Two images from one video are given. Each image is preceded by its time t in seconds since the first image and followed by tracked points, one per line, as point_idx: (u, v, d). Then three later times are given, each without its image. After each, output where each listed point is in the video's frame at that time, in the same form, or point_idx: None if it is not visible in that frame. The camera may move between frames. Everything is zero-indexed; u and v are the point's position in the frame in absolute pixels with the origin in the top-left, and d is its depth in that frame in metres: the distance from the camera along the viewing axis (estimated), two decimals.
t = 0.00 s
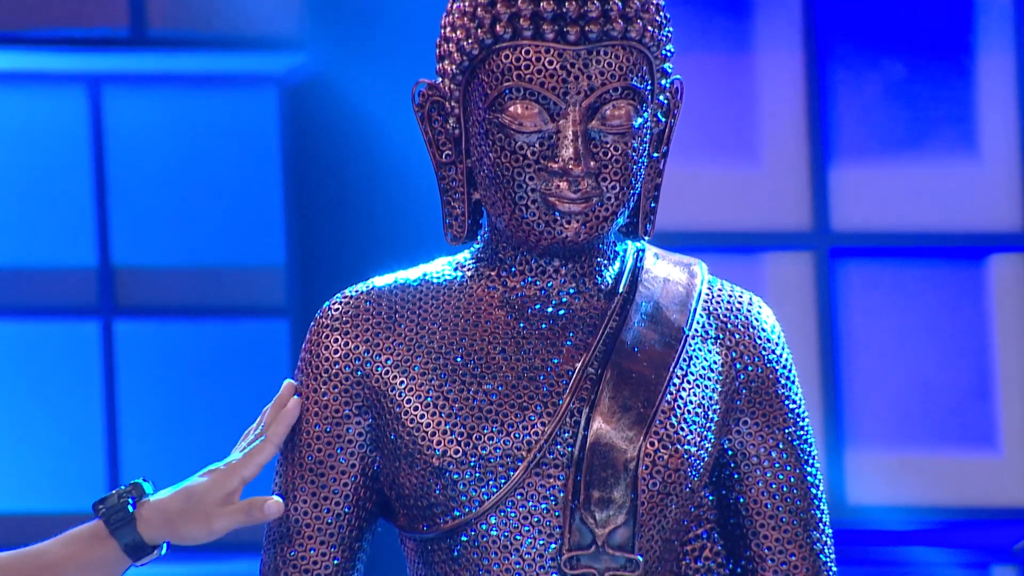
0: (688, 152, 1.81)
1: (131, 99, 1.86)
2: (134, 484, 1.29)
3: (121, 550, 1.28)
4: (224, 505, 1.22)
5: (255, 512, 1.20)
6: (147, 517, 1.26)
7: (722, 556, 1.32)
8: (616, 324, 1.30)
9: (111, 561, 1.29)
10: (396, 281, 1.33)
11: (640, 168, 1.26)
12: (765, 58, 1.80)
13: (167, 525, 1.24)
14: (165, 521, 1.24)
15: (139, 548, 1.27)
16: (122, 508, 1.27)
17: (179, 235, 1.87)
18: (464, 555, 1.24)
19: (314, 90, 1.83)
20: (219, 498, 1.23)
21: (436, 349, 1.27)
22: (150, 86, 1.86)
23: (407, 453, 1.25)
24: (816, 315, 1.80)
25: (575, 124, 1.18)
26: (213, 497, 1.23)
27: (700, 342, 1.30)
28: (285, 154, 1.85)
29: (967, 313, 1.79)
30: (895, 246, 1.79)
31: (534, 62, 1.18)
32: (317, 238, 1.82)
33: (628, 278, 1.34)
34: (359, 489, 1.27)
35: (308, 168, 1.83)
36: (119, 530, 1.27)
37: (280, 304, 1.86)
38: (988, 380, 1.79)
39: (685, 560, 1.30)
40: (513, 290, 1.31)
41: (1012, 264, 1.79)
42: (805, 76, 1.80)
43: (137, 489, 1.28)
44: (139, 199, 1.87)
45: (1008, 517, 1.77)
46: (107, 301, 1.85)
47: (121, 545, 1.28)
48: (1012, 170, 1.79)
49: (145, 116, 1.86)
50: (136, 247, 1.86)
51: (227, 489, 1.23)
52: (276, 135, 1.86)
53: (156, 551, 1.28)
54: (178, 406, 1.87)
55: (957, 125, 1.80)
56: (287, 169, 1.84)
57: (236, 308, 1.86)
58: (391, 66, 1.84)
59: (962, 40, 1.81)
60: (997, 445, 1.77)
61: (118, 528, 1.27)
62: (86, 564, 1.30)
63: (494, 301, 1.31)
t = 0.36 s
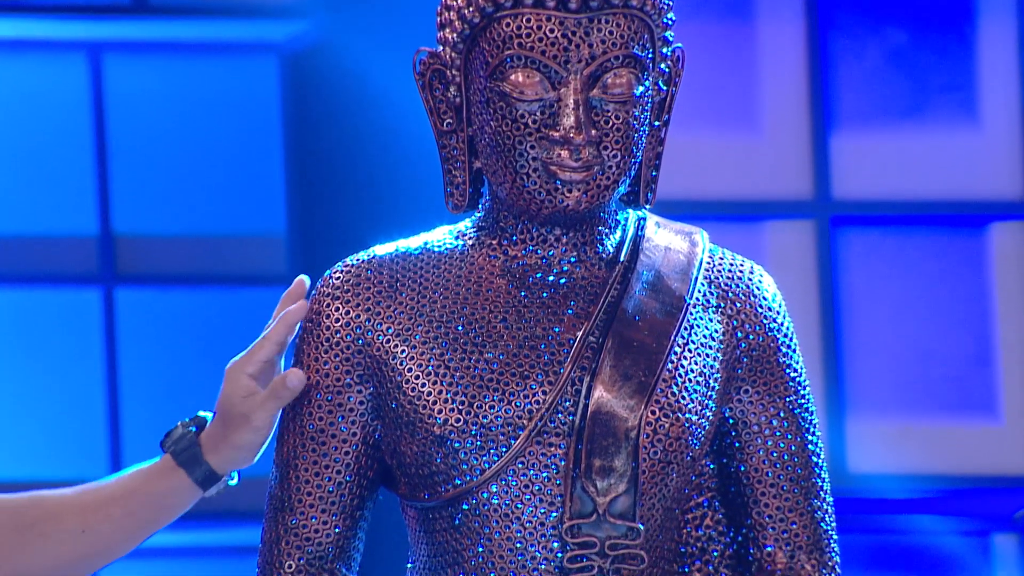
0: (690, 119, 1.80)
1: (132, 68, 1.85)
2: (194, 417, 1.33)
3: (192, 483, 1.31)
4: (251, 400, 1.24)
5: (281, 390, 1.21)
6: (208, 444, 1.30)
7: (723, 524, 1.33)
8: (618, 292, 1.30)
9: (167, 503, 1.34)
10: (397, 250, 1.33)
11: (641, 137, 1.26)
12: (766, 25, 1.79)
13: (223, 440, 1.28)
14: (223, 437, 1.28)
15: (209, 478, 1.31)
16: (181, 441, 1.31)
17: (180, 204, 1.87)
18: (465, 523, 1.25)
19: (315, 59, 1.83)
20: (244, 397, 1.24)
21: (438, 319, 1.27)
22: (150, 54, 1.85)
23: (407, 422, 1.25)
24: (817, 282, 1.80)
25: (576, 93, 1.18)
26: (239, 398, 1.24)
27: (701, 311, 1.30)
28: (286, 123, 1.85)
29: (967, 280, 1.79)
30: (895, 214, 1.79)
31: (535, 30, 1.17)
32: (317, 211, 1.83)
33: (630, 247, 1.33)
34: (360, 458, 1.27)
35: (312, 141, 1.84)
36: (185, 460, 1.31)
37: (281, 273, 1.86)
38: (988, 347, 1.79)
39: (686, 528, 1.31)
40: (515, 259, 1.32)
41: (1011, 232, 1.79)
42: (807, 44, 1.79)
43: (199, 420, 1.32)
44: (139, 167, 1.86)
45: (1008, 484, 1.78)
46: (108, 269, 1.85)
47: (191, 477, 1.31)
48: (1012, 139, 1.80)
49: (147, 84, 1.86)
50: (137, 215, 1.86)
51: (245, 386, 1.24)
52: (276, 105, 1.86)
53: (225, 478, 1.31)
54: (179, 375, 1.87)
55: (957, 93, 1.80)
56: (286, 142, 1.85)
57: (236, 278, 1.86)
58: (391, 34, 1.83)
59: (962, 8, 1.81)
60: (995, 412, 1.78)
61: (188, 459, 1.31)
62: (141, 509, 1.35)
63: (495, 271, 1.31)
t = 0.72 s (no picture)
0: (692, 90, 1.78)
1: (132, 39, 1.85)
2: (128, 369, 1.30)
3: (129, 436, 1.29)
4: (195, 359, 1.22)
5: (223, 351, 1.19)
6: (142, 399, 1.28)
7: (723, 496, 1.33)
8: (617, 264, 1.30)
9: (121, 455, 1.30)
10: (397, 222, 1.33)
11: (642, 109, 1.25)
12: None
13: (162, 394, 1.26)
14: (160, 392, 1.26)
15: (145, 431, 1.29)
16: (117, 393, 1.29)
17: (179, 175, 1.86)
18: (465, 494, 1.25)
19: (313, 30, 1.82)
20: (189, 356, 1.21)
21: (438, 290, 1.27)
22: (151, 25, 1.84)
23: (408, 394, 1.25)
24: (818, 254, 1.78)
25: (575, 64, 1.17)
26: (184, 356, 1.22)
27: (701, 283, 1.30)
28: (285, 95, 1.85)
29: (969, 252, 1.78)
30: (897, 186, 1.78)
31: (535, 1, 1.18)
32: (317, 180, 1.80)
33: (631, 218, 1.33)
34: (360, 429, 1.27)
35: (310, 109, 1.81)
36: (118, 416, 1.29)
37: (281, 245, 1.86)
38: (988, 319, 1.78)
39: (686, 500, 1.32)
40: (515, 231, 1.31)
41: (1013, 202, 1.78)
42: (807, 15, 1.78)
43: (132, 373, 1.29)
44: (139, 138, 1.86)
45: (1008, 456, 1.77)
46: (108, 240, 1.85)
47: (126, 431, 1.29)
48: (1013, 111, 1.79)
49: (147, 55, 1.85)
50: (137, 186, 1.86)
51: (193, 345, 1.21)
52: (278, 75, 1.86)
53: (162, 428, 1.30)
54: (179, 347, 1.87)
55: (958, 64, 1.79)
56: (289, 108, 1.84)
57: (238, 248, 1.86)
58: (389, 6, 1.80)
59: None
60: (997, 384, 1.77)
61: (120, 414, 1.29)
62: (95, 470, 1.30)
63: (495, 243, 1.31)
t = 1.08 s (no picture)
0: (690, 61, 1.78)
1: (129, 10, 1.84)
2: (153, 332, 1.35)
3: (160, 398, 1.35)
4: (202, 307, 1.25)
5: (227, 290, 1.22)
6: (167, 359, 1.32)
7: (722, 466, 1.34)
8: (617, 235, 1.30)
9: (146, 420, 1.37)
10: (397, 192, 1.33)
11: (642, 80, 1.24)
12: None
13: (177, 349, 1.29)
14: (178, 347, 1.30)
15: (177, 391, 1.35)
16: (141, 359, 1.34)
17: (178, 146, 1.86)
18: (465, 465, 1.25)
19: None
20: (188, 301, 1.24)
21: (437, 261, 1.27)
22: None
23: (408, 364, 1.26)
24: (817, 225, 1.78)
25: (575, 34, 1.17)
26: (191, 306, 1.24)
27: (701, 253, 1.30)
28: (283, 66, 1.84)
29: (969, 222, 1.78)
30: (897, 156, 1.77)
31: None
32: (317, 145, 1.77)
33: (630, 187, 1.34)
34: (359, 400, 1.27)
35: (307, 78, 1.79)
36: (150, 378, 1.34)
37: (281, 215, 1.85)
38: (988, 288, 1.77)
39: (685, 471, 1.33)
40: (515, 201, 1.32)
41: (1012, 172, 1.78)
42: None
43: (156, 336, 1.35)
44: (138, 109, 1.85)
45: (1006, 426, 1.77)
46: (108, 209, 1.85)
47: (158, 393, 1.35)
48: (1013, 79, 1.78)
49: (145, 26, 1.84)
50: (136, 156, 1.85)
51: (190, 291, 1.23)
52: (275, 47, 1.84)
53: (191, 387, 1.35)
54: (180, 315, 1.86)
55: (958, 34, 1.78)
56: (285, 77, 1.83)
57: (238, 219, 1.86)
58: None
59: None
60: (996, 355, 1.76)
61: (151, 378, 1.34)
62: (116, 432, 1.37)
63: (495, 214, 1.31)
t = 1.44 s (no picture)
0: (691, 34, 1.77)
1: None
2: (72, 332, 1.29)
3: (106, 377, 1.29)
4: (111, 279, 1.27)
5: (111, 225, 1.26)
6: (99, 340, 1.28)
7: (722, 440, 1.34)
8: (617, 208, 1.30)
9: (89, 405, 1.29)
10: (397, 165, 1.33)
11: (642, 52, 1.24)
12: None
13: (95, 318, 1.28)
14: (93, 312, 1.28)
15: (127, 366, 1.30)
16: (68, 338, 1.29)
17: (176, 119, 1.85)
18: (465, 438, 1.26)
19: None
20: (86, 261, 1.27)
21: (436, 234, 1.28)
22: None
23: (408, 337, 1.26)
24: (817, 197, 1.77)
25: (575, 7, 1.17)
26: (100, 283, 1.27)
27: (701, 227, 1.30)
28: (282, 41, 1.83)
29: (969, 195, 1.77)
30: (897, 129, 1.77)
31: None
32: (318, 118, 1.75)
33: (630, 160, 1.33)
34: (360, 373, 1.27)
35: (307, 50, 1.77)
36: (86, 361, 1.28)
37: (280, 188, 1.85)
38: (989, 262, 1.76)
39: (685, 444, 1.33)
40: (514, 174, 1.32)
41: (1012, 145, 1.77)
42: None
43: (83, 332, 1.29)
44: (137, 82, 1.85)
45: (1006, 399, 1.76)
46: (108, 181, 1.84)
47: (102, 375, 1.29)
48: (1013, 53, 1.77)
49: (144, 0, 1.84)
50: (135, 128, 1.84)
51: (84, 253, 1.28)
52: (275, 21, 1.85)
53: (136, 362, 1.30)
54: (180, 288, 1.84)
55: (959, 7, 1.78)
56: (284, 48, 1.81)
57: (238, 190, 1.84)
58: None
59: None
60: (996, 328, 1.75)
61: (78, 353, 1.28)
62: (51, 430, 1.27)
63: (495, 186, 1.31)
